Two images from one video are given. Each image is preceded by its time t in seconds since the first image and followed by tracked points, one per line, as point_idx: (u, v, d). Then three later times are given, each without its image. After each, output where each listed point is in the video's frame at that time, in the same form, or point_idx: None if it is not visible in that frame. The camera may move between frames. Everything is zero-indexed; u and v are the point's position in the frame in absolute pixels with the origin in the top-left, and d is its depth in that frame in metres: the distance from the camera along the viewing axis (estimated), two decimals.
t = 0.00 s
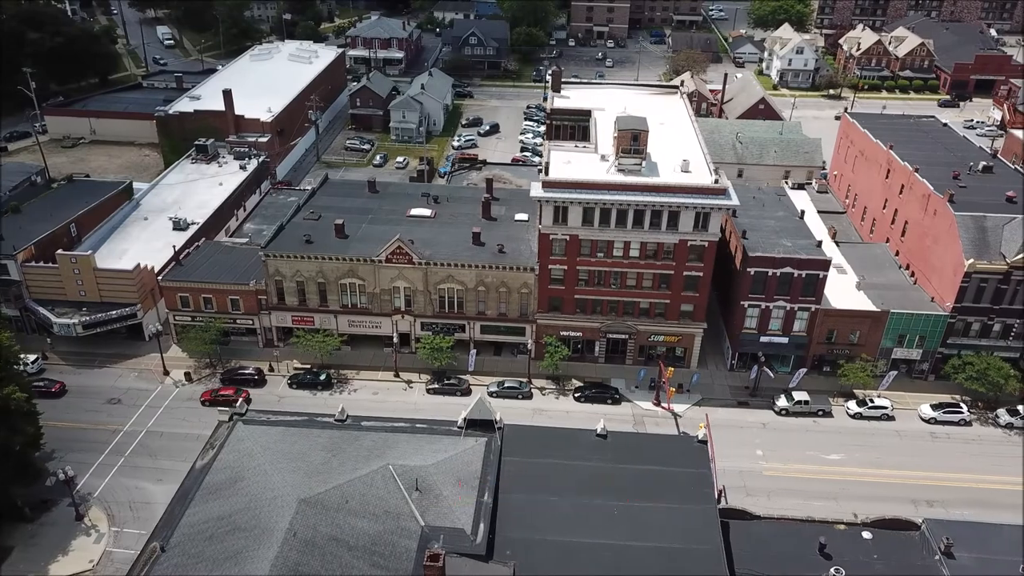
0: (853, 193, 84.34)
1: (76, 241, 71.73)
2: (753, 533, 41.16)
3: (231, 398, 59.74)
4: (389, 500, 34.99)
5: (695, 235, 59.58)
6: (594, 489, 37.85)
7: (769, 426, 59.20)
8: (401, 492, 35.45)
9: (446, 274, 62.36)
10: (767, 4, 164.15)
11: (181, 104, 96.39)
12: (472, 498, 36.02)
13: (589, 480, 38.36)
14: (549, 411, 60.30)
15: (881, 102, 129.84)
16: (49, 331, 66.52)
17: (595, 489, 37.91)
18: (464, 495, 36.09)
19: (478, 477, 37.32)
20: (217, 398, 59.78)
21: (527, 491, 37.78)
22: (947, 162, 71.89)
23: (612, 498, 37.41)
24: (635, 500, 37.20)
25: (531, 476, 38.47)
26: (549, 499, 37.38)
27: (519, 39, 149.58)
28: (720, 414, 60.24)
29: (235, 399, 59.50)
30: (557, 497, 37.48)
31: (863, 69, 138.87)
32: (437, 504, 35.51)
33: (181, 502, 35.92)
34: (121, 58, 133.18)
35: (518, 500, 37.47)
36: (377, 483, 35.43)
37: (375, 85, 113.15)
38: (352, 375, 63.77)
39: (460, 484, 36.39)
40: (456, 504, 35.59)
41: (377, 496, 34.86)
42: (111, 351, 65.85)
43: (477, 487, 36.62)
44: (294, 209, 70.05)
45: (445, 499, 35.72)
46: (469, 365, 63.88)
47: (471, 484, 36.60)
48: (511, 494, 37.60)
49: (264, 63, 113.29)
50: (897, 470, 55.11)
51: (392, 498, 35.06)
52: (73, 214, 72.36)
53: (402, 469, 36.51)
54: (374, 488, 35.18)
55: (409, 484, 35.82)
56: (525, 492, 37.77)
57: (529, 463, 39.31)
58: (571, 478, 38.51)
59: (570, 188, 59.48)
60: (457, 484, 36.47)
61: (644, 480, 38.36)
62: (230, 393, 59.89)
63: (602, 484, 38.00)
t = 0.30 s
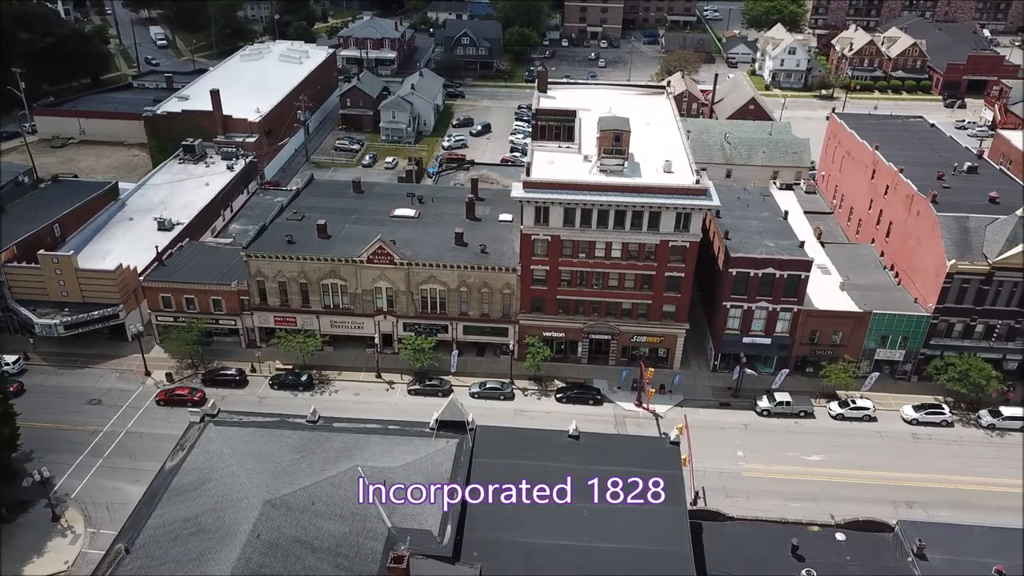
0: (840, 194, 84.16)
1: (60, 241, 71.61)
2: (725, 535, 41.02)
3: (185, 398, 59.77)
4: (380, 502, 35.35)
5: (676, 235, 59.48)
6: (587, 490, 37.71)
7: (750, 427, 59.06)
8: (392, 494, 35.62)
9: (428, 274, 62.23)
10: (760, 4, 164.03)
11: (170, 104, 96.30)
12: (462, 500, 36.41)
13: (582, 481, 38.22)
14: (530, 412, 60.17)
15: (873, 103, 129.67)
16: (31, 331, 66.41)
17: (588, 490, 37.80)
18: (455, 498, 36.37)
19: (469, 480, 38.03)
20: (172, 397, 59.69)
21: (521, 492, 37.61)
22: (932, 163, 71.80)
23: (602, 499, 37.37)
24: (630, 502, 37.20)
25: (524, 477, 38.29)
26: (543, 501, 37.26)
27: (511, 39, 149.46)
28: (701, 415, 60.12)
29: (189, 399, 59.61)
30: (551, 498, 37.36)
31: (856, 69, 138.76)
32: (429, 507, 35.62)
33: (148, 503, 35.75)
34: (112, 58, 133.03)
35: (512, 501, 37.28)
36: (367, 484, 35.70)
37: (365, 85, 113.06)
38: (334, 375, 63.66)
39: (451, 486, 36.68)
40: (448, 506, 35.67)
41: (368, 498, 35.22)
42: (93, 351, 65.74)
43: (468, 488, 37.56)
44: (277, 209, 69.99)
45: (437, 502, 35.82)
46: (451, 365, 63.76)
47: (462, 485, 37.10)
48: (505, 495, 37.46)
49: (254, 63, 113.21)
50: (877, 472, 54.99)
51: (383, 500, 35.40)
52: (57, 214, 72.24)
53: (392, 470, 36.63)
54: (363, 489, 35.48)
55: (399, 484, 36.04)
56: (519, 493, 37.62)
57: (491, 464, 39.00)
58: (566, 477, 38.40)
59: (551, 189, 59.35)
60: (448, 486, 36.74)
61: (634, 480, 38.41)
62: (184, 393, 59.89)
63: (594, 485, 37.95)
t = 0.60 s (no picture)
0: (827, 194, 84.06)
1: (45, 241, 71.52)
2: (699, 537, 40.93)
3: (141, 397, 59.79)
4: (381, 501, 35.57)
5: (658, 236, 59.43)
6: (587, 490, 37.97)
7: (732, 428, 58.94)
8: (393, 493, 35.93)
9: (410, 275, 62.12)
10: (754, 4, 163.92)
11: (159, 104, 96.20)
12: (462, 501, 37.30)
13: (582, 481, 38.48)
14: (512, 413, 60.10)
15: (865, 103, 129.60)
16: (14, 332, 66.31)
17: (588, 490, 38.04)
18: (455, 498, 37.45)
19: (469, 480, 38.32)
20: (129, 397, 59.69)
21: (521, 492, 37.66)
22: (917, 163, 71.77)
23: (602, 500, 37.63)
24: (630, 502, 37.38)
25: (525, 477, 38.36)
26: (544, 501, 37.38)
27: (504, 39, 149.40)
28: (683, 416, 60.00)
29: (145, 398, 59.73)
30: (551, 498, 37.50)
31: (848, 70, 138.72)
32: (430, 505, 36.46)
33: (117, 503, 35.67)
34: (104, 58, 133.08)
35: (512, 501, 37.36)
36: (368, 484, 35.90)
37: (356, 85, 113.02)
38: (316, 376, 63.61)
39: (451, 487, 37.77)
40: (448, 507, 36.91)
41: (368, 498, 35.49)
42: (76, 352, 65.62)
43: (468, 488, 37.86)
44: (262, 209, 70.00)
45: (437, 502, 36.90)
46: (433, 366, 63.68)
47: (462, 485, 37.89)
48: (505, 495, 37.57)
49: (245, 63, 113.12)
50: (858, 473, 54.92)
51: (383, 500, 35.62)
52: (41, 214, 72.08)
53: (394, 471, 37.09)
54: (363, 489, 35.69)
55: (399, 483, 36.46)
56: (519, 493, 37.67)
57: (465, 467, 38.99)
58: (566, 478, 38.60)
59: (533, 189, 59.24)
60: (448, 486, 37.85)
61: (634, 480, 38.54)
62: (140, 392, 59.93)
63: (594, 485, 38.18)
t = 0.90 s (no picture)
0: (815, 194, 83.95)
1: (30, 241, 71.34)
2: (673, 537, 40.89)
3: (98, 395, 59.74)
4: (382, 501, 36.13)
5: (640, 236, 59.39)
6: (587, 490, 38.04)
7: (714, 429, 58.86)
8: (393, 494, 36.67)
9: (393, 275, 62.02)
10: (748, 4, 163.76)
11: (148, 104, 96.09)
12: (462, 500, 37.39)
13: (582, 481, 38.54)
14: (494, 413, 59.99)
15: (857, 104, 129.56)
16: None
17: (588, 490, 38.11)
18: (455, 498, 37.56)
19: (469, 480, 38.41)
20: (83, 395, 59.58)
21: (521, 492, 37.71)
22: (903, 163, 71.74)
23: (602, 500, 37.63)
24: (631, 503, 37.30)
25: (524, 477, 38.44)
26: (544, 501, 37.44)
27: (498, 39, 149.33)
28: (666, 417, 59.90)
29: (101, 396, 59.65)
30: (551, 498, 37.60)
31: (841, 70, 138.65)
32: (429, 506, 37.05)
33: (87, 504, 35.59)
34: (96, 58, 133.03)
35: (512, 501, 37.38)
36: (368, 483, 36.54)
37: (346, 85, 113.01)
38: (299, 376, 63.52)
39: (451, 487, 37.93)
40: (448, 507, 37.01)
41: (369, 497, 35.93)
42: (60, 352, 65.50)
43: (468, 488, 37.96)
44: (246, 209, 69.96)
45: (437, 502, 37.26)
46: (416, 366, 63.53)
47: (462, 486, 38.02)
48: (505, 495, 37.57)
49: (235, 63, 113.04)
50: (839, 473, 54.86)
51: (384, 500, 36.23)
52: (27, 213, 71.78)
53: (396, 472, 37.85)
54: (364, 489, 36.19)
55: (399, 483, 37.28)
56: (519, 493, 37.71)
57: (462, 468, 39.00)
58: (566, 478, 38.69)
59: (516, 190, 59.10)
60: (448, 486, 38.02)
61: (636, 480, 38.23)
62: (96, 390, 59.89)
63: (594, 484, 38.22)
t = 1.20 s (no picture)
0: (803, 194, 83.87)
1: (16, 241, 71.03)
2: (648, 537, 40.89)
3: (55, 394, 59.66)
4: (381, 501, 37.03)
5: (623, 236, 59.41)
6: (587, 490, 38.16)
7: (697, 429, 58.81)
8: (392, 494, 37.47)
9: (377, 275, 61.98)
10: (742, 4, 163.62)
11: (137, 104, 96.01)
12: (462, 500, 37.38)
13: (581, 481, 38.66)
14: (477, 413, 59.92)
15: (850, 105, 129.54)
16: None
17: (588, 490, 38.22)
18: (455, 498, 37.55)
19: (469, 480, 38.43)
20: (40, 393, 59.54)
21: (521, 492, 37.82)
22: (889, 163, 71.70)
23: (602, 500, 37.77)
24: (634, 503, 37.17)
25: (524, 478, 38.57)
26: (543, 501, 37.55)
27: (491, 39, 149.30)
28: (649, 417, 59.88)
29: (58, 395, 59.57)
30: (551, 498, 37.71)
31: (834, 70, 138.62)
32: (429, 506, 37.12)
33: (57, 504, 35.58)
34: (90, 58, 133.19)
35: (512, 501, 37.46)
36: (368, 483, 37.09)
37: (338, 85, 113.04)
38: (283, 376, 63.47)
39: (452, 487, 37.93)
40: (448, 507, 37.01)
41: (369, 497, 36.57)
42: (45, 352, 65.38)
43: (468, 488, 37.96)
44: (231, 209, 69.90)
45: (437, 502, 37.29)
46: (399, 366, 63.48)
47: (462, 486, 38.01)
48: (505, 495, 37.63)
49: (227, 63, 112.99)
50: (820, 474, 54.86)
51: (383, 500, 37.09)
52: (13, 213, 71.32)
53: (397, 472, 38.62)
54: (364, 489, 36.78)
55: (399, 484, 37.96)
56: (519, 493, 37.81)
57: (463, 470, 38.98)
58: (565, 478, 38.82)
59: (498, 189, 58.98)
60: (448, 486, 38.03)
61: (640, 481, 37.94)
62: (53, 389, 59.79)
63: (594, 484, 38.31)
